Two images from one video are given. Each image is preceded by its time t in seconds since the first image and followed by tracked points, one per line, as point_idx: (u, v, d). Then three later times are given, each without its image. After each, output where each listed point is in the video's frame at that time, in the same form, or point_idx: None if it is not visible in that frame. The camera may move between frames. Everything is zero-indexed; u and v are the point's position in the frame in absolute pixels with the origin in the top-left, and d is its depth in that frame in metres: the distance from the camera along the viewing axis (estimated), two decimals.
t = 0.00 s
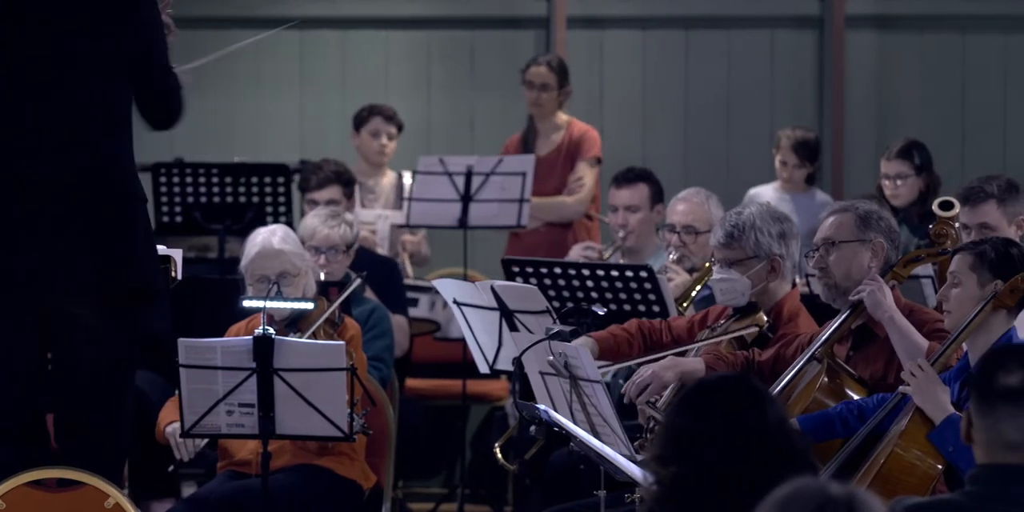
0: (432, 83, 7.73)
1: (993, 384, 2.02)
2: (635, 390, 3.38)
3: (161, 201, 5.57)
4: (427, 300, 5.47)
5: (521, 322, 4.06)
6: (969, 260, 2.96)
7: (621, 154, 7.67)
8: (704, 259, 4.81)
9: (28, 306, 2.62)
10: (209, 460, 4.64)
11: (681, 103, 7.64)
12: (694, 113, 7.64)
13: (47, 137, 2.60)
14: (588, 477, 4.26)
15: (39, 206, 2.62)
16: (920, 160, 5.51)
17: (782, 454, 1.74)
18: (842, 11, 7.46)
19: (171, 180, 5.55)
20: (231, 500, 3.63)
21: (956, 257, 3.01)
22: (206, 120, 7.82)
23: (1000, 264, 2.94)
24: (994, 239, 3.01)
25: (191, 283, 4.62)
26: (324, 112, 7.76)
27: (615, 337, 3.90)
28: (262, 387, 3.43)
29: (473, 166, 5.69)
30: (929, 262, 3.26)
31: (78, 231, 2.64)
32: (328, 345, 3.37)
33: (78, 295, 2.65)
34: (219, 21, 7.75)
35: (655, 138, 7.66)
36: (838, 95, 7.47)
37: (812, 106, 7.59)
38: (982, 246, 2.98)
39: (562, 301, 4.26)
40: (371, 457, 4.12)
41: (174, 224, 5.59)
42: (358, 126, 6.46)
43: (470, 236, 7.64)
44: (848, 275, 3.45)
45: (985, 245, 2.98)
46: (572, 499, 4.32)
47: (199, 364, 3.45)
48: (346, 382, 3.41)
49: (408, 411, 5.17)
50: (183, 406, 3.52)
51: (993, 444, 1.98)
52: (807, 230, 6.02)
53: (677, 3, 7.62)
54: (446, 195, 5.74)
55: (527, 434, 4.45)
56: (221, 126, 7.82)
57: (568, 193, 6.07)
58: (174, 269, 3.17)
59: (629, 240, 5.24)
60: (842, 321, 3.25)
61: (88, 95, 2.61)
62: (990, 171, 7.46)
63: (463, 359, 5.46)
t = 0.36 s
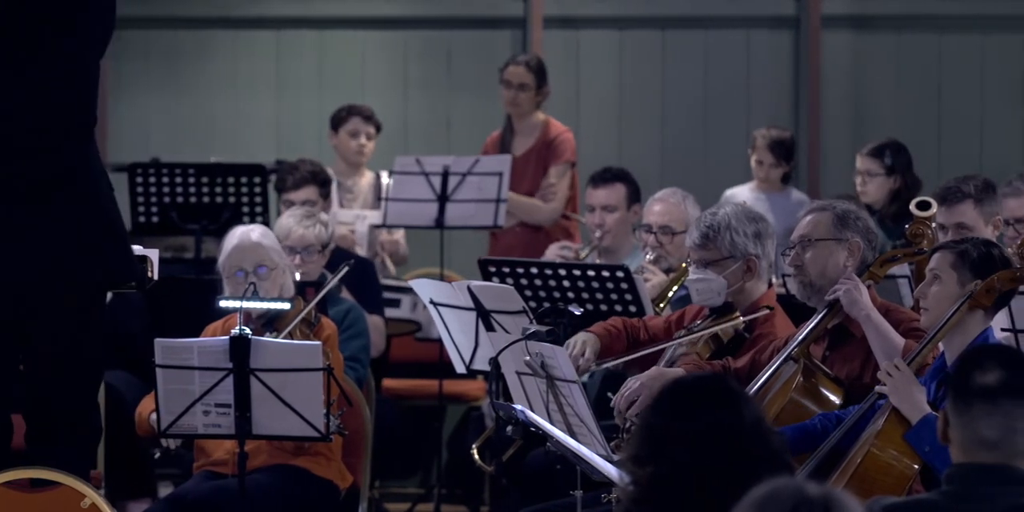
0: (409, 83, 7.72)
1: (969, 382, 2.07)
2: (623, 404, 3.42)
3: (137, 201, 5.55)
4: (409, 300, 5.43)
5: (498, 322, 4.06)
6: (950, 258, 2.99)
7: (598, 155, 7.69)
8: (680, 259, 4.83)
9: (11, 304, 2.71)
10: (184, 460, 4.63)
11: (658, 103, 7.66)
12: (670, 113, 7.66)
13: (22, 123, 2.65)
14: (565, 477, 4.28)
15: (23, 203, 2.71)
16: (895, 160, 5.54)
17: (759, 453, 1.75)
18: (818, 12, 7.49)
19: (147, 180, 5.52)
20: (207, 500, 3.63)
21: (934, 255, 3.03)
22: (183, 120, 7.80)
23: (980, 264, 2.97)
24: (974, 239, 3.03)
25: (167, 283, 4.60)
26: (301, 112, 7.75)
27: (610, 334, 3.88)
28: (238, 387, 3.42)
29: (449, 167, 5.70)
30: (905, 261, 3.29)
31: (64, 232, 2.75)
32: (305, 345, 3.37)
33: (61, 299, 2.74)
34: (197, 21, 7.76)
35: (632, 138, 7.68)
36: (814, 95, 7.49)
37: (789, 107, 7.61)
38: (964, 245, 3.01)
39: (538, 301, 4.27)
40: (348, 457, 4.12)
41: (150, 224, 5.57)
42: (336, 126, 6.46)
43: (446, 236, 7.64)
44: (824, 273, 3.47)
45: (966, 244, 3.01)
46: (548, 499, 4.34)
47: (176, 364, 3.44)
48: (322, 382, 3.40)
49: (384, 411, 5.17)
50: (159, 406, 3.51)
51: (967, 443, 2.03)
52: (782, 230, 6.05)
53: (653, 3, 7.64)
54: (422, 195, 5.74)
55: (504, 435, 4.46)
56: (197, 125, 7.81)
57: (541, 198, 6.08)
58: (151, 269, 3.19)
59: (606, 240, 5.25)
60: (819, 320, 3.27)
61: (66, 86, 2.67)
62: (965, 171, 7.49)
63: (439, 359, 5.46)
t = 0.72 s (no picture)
0: (387, 82, 7.72)
1: (960, 383, 2.07)
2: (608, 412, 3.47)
3: (115, 201, 5.52)
4: (389, 298, 5.43)
5: (476, 322, 4.07)
6: (929, 258, 3.02)
7: (576, 154, 7.70)
8: (658, 259, 4.85)
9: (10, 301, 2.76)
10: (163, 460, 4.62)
11: (636, 103, 7.68)
12: (649, 113, 7.67)
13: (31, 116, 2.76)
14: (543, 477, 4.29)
15: (22, 204, 2.78)
16: (874, 159, 5.57)
17: (737, 453, 1.76)
18: (797, 11, 7.51)
19: (124, 180, 5.49)
20: (185, 500, 3.62)
21: (913, 255, 3.06)
22: (162, 121, 7.77)
23: (959, 264, 2.99)
24: (952, 239, 3.06)
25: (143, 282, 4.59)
26: (280, 112, 7.74)
27: (599, 329, 3.92)
28: (216, 387, 3.42)
29: (427, 167, 5.69)
30: (883, 262, 3.31)
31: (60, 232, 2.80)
32: (283, 345, 3.36)
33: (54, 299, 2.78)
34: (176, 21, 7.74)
35: (609, 137, 7.70)
36: (794, 94, 7.51)
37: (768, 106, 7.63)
38: (942, 245, 3.03)
39: (517, 300, 4.27)
40: (326, 457, 4.11)
41: (128, 224, 5.55)
42: (313, 126, 6.44)
43: (424, 236, 7.64)
44: (799, 281, 3.50)
45: (945, 244, 3.03)
46: (526, 499, 4.35)
47: (153, 363, 3.44)
48: (300, 381, 3.40)
49: (362, 411, 5.17)
50: (137, 405, 3.50)
51: (959, 444, 2.03)
52: (761, 229, 6.07)
53: (631, 3, 7.66)
54: (400, 195, 5.74)
55: (482, 434, 4.46)
56: (174, 125, 7.78)
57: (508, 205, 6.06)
58: (128, 267, 3.20)
59: (585, 240, 5.26)
60: (796, 322, 3.29)
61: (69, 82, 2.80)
62: (944, 171, 7.52)
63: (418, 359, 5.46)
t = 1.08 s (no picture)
0: (365, 83, 7.72)
1: (938, 383, 2.09)
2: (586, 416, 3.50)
3: (93, 201, 5.51)
4: (363, 297, 5.45)
5: (454, 322, 4.07)
6: (905, 259, 3.04)
7: (553, 153, 7.72)
8: (636, 259, 4.87)
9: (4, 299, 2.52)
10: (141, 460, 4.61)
11: (614, 103, 7.69)
12: (626, 114, 7.69)
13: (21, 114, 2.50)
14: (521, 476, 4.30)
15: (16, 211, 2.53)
16: (853, 159, 5.60)
17: (716, 454, 1.77)
18: (773, 12, 7.55)
19: (103, 180, 5.48)
20: (162, 500, 3.61)
21: (889, 257, 3.08)
22: (140, 120, 7.76)
23: (936, 264, 3.02)
24: (929, 239, 3.09)
25: (121, 283, 4.59)
26: (258, 112, 7.74)
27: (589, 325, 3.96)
28: (194, 388, 3.41)
29: (405, 167, 5.70)
30: (861, 262, 3.34)
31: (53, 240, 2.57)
32: (260, 345, 3.36)
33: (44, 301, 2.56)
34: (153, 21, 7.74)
35: (587, 139, 7.71)
36: (771, 94, 7.55)
37: (746, 107, 7.65)
38: (919, 245, 3.06)
39: (495, 300, 4.28)
40: (304, 457, 4.11)
41: (106, 224, 5.54)
42: (291, 126, 6.44)
43: (402, 235, 7.64)
44: (776, 281, 3.52)
45: (921, 244, 3.06)
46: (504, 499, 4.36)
47: (131, 364, 3.43)
48: (278, 382, 3.39)
49: (340, 411, 5.17)
50: (115, 406, 3.49)
51: (937, 444, 2.05)
52: (738, 229, 6.10)
53: (608, 3, 7.68)
54: (379, 195, 5.74)
55: (460, 434, 4.47)
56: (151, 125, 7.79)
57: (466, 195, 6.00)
58: (107, 267, 3.19)
59: (563, 240, 5.28)
60: (774, 322, 3.31)
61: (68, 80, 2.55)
62: (922, 171, 7.55)
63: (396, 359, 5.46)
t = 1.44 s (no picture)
0: (344, 82, 7.71)
1: (917, 383, 2.10)
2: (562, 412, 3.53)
3: (71, 201, 5.49)
4: (336, 296, 5.46)
5: (433, 322, 4.08)
6: (880, 260, 3.06)
7: (532, 152, 7.73)
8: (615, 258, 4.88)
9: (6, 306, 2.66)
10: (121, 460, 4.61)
11: (593, 103, 7.71)
12: (605, 115, 7.71)
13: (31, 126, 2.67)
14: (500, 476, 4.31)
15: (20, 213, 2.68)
16: (832, 159, 5.64)
17: (692, 453, 1.78)
18: (752, 13, 7.58)
19: (81, 180, 5.47)
20: (140, 501, 3.61)
21: (865, 258, 3.10)
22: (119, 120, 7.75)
23: (909, 263, 3.05)
24: (903, 239, 3.11)
25: (99, 283, 4.58)
26: (236, 111, 7.72)
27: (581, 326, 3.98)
28: (173, 388, 3.41)
29: (384, 167, 5.70)
30: (839, 262, 3.36)
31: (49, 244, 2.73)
32: (239, 344, 3.35)
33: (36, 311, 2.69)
34: (132, 21, 7.73)
35: (566, 139, 7.72)
36: (750, 95, 7.58)
37: (725, 107, 7.68)
38: (893, 246, 3.08)
39: (473, 300, 4.29)
40: (283, 457, 4.10)
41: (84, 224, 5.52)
42: (269, 126, 6.43)
43: (381, 235, 7.64)
44: (754, 282, 3.54)
45: (895, 245, 3.08)
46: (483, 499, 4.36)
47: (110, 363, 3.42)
48: (257, 382, 3.39)
49: (319, 411, 5.17)
50: (93, 406, 3.49)
51: (916, 443, 2.07)
52: (716, 229, 6.13)
53: (586, 3, 7.69)
54: (357, 195, 5.74)
55: (439, 434, 4.47)
56: (130, 124, 7.78)
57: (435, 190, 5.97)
58: (86, 267, 3.19)
59: (542, 240, 5.29)
60: (753, 322, 3.33)
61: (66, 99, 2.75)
62: (901, 171, 7.58)
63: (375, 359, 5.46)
